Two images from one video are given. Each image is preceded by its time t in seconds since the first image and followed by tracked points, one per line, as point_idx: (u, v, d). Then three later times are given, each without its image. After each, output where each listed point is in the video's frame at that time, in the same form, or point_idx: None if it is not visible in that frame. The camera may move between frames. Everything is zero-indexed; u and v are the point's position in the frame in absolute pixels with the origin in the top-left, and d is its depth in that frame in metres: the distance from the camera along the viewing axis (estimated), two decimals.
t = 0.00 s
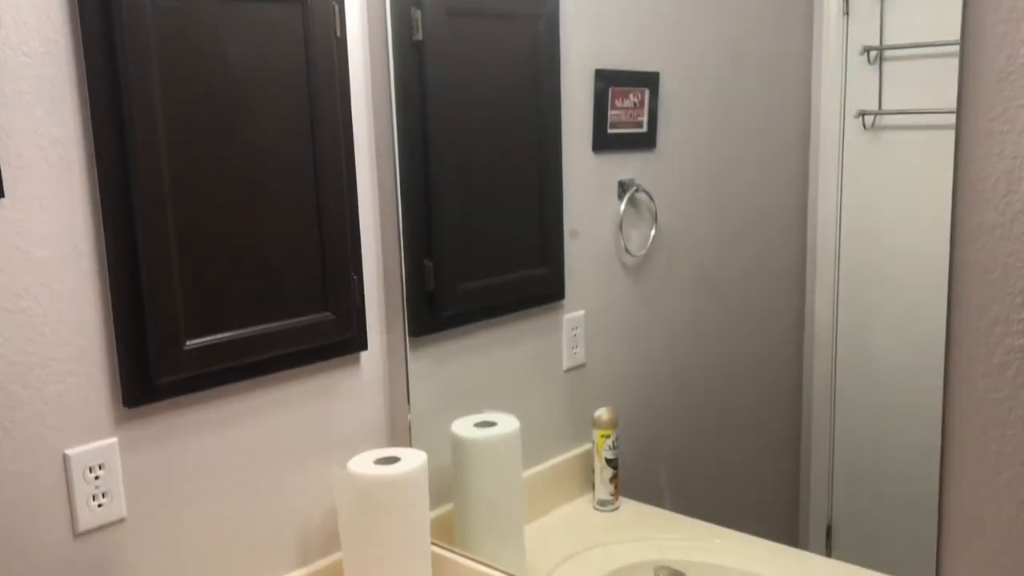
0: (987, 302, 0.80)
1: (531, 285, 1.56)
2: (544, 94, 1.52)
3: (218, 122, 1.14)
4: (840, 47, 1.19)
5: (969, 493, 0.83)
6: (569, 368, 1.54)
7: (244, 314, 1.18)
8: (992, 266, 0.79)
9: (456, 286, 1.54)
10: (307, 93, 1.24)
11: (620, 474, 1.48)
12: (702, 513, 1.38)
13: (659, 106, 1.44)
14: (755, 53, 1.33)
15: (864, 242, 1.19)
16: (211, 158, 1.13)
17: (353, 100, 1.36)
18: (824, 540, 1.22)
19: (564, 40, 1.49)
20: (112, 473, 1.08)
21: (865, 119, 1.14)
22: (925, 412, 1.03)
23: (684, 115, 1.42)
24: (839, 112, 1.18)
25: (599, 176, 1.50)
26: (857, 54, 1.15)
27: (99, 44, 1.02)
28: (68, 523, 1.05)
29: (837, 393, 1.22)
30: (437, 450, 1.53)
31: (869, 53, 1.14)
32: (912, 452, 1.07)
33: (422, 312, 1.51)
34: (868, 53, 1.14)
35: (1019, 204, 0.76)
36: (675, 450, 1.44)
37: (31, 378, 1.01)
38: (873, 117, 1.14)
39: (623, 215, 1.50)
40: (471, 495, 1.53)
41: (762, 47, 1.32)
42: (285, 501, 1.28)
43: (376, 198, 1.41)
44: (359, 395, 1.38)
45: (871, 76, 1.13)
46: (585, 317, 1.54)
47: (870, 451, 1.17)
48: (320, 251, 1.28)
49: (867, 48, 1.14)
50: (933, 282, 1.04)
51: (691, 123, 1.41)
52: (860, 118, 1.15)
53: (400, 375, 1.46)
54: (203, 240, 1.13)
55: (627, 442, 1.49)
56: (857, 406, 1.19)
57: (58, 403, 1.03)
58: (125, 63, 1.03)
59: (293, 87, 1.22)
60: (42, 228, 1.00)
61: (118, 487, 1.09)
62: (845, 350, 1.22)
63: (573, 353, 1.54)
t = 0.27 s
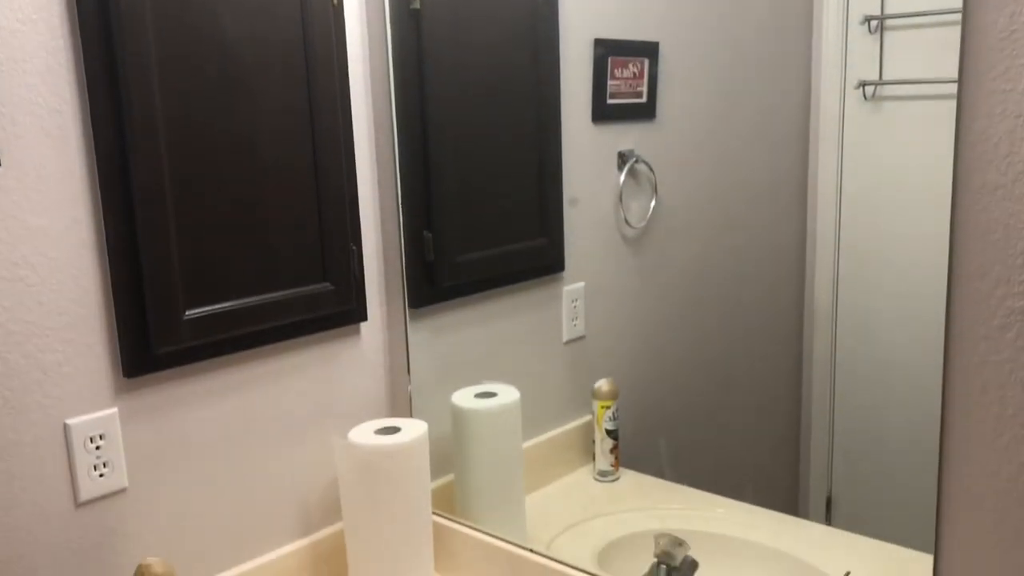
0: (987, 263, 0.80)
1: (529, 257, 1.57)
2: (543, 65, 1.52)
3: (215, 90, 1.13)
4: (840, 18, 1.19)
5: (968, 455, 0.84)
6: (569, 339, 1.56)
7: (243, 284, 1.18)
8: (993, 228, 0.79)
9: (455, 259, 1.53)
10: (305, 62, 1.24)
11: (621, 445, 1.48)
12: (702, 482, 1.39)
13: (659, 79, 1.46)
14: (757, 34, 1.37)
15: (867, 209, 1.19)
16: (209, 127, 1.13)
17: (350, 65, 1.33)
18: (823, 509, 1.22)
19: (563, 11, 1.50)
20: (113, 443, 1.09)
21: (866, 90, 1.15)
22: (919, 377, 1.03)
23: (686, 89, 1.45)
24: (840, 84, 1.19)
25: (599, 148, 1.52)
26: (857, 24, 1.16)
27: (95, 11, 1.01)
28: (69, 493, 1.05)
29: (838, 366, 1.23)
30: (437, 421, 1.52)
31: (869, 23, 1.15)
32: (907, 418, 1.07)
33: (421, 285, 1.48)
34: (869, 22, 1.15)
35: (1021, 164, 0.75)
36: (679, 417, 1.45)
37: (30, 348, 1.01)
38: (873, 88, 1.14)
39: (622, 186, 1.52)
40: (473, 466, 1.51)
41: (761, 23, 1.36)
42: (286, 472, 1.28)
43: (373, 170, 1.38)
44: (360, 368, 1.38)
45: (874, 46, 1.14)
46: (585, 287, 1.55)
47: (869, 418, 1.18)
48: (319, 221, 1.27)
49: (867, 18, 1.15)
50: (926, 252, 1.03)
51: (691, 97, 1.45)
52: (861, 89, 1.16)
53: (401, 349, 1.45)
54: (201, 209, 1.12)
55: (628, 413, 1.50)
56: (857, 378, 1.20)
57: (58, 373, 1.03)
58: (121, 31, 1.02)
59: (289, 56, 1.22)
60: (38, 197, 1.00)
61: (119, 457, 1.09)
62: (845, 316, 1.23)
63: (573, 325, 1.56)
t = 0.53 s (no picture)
0: (988, 224, 0.79)
1: (527, 229, 1.56)
2: (540, 36, 1.52)
3: (210, 59, 1.12)
4: None
5: (967, 418, 0.83)
6: (569, 313, 1.56)
7: (240, 256, 1.17)
8: (995, 188, 0.78)
9: (453, 231, 1.52)
10: (299, 31, 1.22)
11: (620, 419, 1.47)
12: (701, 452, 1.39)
13: (658, 50, 1.47)
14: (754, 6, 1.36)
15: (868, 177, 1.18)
16: (204, 97, 1.12)
17: (345, 33, 1.31)
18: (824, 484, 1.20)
19: None
20: (112, 414, 1.08)
21: (865, 60, 1.16)
22: (918, 344, 1.03)
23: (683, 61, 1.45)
24: (839, 56, 1.20)
25: (596, 120, 1.52)
26: None
27: None
28: (68, 464, 1.05)
29: (836, 332, 1.24)
30: (437, 395, 1.50)
31: None
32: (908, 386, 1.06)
33: (419, 258, 1.47)
34: None
35: None
36: (680, 388, 1.46)
37: (27, 319, 1.00)
38: (873, 58, 1.15)
39: (621, 158, 1.52)
40: (473, 439, 1.50)
41: None
42: (284, 444, 1.28)
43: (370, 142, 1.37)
44: (358, 340, 1.38)
45: (874, 17, 1.14)
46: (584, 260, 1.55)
47: (869, 386, 1.18)
48: (315, 193, 1.26)
49: None
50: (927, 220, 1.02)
51: (688, 69, 1.45)
52: (859, 60, 1.16)
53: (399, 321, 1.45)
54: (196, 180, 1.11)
55: (628, 387, 1.50)
56: (852, 347, 1.21)
57: (55, 344, 1.03)
58: None
59: (284, 26, 1.20)
60: (32, 167, 0.99)
61: (118, 429, 1.09)
62: (846, 284, 1.23)
63: (573, 299, 1.56)
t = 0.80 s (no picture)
0: (993, 183, 0.78)
1: (527, 201, 1.55)
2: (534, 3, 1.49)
3: (202, 26, 1.10)
4: None
5: (969, 381, 0.83)
6: (567, 288, 1.54)
7: (235, 227, 1.16)
8: (1000, 147, 0.77)
9: (451, 203, 1.51)
10: None
11: (618, 391, 1.46)
12: (699, 421, 1.38)
13: (657, 21, 1.45)
14: None
15: (867, 143, 1.17)
16: (197, 65, 1.10)
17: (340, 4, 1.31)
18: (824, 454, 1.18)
19: None
20: (108, 387, 1.08)
21: (865, 31, 1.15)
22: (918, 310, 1.02)
23: (682, 32, 1.44)
24: (836, 25, 1.20)
25: (594, 92, 1.51)
26: None
27: None
28: (65, 437, 1.05)
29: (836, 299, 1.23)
30: (434, 368, 1.51)
31: None
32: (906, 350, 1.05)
33: (417, 229, 1.46)
34: None
35: None
36: (678, 359, 1.45)
37: (21, 290, 0.99)
38: (873, 29, 1.14)
39: (620, 130, 1.51)
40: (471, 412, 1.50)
41: None
42: (282, 417, 1.28)
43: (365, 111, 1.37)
44: (355, 313, 1.37)
45: None
46: (582, 233, 1.54)
47: (868, 352, 1.17)
48: (310, 163, 1.25)
49: None
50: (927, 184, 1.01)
51: (688, 40, 1.44)
52: (860, 30, 1.16)
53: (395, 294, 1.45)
54: (190, 150, 1.10)
55: (627, 359, 1.48)
56: (851, 314, 1.21)
57: (50, 316, 1.02)
58: None
59: None
60: (24, 137, 0.98)
61: (114, 402, 1.08)
62: (845, 251, 1.21)
63: (571, 272, 1.54)
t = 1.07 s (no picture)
0: (995, 149, 0.78)
1: (524, 176, 1.54)
2: None
3: None
4: None
5: (970, 348, 0.83)
6: (565, 264, 1.54)
7: (232, 201, 1.16)
8: (1000, 112, 0.77)
9: (449, 178, 1.50)
10: None
11: (616, 367, 1.46)
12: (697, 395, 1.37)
13: None
14: None
15: (865, 114, 1.16)
16: (190, 35, 1.09)
17: None
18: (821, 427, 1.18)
19: None
20: (106, 360, 1.07)
21: (864, 8, 1.14)
22: (916, 280, 1.02)
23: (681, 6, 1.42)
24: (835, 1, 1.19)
25: (591, 67, 1.49)
26: None
27: None
28: (64, 410, 1.05)
29: (835, 270, 1.22)
30: (432, 343, 1.51)
31: None
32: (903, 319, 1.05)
33: (414, 204, 1.45)
34: None
35: None
36: (677, 334, 1.44)
37: (16, 263, 0.99)
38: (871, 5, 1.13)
39: (618, 105, 1.49)
40: (470, 386, 1.50)
41: None
42: (281, 391, 1.28)
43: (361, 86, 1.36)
44: (353, 289, 1.37)
45: None
46: (581, 209, 1.53)
47: (866, 323, 1.17)
48: (307, 137, 1.25)
49: None
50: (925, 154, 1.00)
51: (687, 14, 1.42)
52: (858, 7, 1.15)
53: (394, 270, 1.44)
54: (185, 122, 1.09)
55: (626, 334, 1.47)
56: (850, 286, 1.20)
57: (46, 289, 1.01)
58: None
59: None
60: (18, 108, 0.97)
61: (112, 375, 1.08)
62: (843, 223, 1.21)
63: (569, 249, 1.54)
